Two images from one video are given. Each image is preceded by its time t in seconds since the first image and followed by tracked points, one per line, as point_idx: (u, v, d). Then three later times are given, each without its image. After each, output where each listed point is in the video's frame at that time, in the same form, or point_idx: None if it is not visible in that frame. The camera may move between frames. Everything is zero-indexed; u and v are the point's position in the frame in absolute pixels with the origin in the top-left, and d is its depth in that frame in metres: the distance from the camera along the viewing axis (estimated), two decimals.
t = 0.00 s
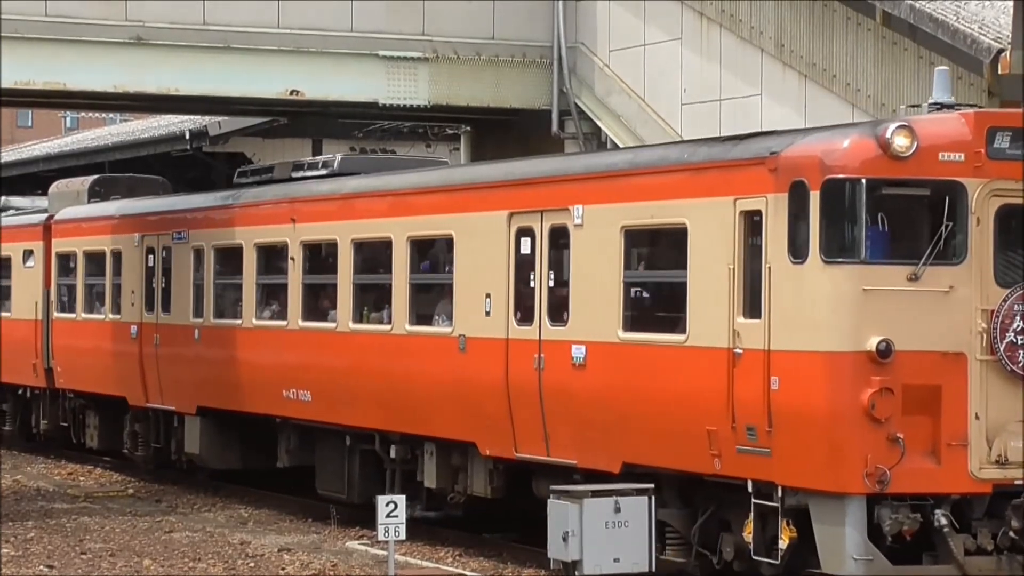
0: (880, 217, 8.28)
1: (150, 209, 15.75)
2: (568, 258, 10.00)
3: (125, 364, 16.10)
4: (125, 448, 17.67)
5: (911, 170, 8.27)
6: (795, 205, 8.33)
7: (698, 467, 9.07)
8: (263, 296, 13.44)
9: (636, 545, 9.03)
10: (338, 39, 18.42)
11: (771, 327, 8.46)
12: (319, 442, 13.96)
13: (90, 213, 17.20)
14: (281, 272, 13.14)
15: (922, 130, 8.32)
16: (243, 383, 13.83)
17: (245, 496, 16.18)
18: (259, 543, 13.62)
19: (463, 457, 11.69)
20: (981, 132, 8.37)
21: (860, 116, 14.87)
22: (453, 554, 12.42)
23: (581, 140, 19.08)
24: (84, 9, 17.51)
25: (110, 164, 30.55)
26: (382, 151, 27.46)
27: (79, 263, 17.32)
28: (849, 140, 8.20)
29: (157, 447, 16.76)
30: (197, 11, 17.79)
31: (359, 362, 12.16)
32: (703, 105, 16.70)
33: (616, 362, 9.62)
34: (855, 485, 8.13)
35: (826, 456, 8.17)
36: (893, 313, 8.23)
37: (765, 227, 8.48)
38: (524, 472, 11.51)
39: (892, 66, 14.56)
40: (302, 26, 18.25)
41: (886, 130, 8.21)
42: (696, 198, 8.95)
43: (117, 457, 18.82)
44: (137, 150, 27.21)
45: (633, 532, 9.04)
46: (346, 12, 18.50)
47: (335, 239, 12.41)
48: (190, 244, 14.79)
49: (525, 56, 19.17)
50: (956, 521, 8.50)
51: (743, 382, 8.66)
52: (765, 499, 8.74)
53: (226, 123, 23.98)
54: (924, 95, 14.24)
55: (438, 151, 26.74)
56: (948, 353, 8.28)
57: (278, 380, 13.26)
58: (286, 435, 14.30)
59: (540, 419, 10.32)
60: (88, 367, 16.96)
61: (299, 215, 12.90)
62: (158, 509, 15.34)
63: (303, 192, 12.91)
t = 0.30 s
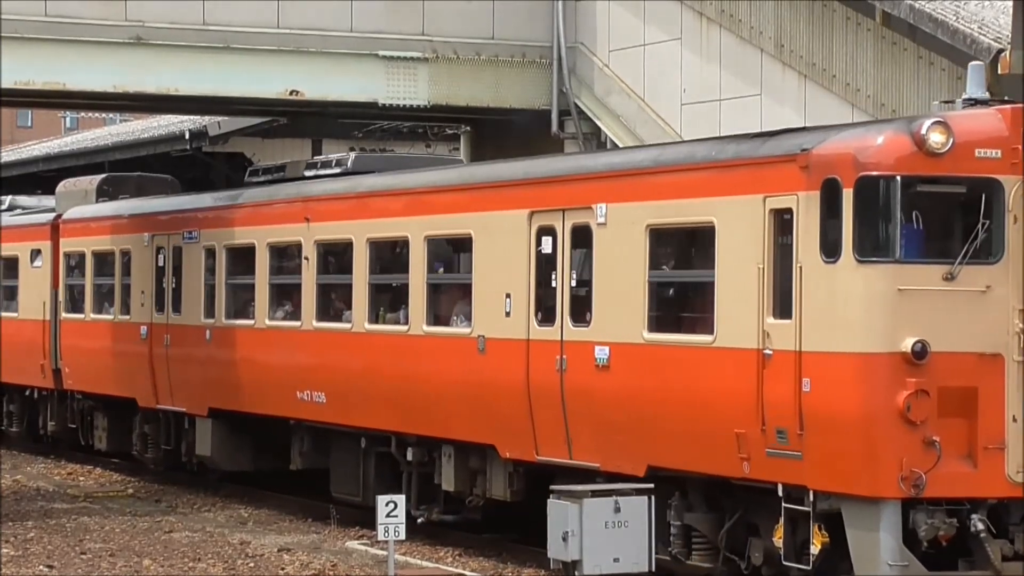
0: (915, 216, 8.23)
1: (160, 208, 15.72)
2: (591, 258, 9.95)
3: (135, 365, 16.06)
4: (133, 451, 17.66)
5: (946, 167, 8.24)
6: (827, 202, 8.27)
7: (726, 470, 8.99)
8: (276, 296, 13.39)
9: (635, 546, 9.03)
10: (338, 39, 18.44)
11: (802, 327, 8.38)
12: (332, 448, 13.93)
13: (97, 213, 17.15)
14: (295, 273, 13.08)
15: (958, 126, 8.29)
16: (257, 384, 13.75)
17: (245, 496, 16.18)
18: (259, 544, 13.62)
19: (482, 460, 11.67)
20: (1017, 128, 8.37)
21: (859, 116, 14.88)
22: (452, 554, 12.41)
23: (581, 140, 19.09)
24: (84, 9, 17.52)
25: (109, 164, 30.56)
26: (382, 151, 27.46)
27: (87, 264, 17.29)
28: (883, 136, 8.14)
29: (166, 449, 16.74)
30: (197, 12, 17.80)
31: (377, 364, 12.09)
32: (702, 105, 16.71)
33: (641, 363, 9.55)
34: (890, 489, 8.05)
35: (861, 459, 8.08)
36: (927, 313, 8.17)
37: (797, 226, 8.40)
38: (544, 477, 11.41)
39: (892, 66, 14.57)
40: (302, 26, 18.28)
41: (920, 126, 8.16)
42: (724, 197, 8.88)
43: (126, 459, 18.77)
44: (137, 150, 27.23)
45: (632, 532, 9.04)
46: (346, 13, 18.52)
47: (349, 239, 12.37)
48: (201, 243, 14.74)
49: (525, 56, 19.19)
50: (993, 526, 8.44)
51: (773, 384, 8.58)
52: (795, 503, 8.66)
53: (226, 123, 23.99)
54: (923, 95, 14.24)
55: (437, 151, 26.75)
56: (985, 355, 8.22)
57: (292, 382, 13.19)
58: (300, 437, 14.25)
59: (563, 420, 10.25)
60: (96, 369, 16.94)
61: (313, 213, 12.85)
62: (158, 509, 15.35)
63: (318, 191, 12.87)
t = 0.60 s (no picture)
0: (953, 214, 8.09)
1: (170, 208, 15.68)
2: (616, 256, 9.81)
3: (145, 365, 16.01)
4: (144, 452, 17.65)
5: (986, 163, 8.10)
6: (863, 200, 8.12)
7: (757, 475, 8.83)
8: (290, 296, 13.30)
9: (634, 546, 9.04)
10: (337, 39, 18.47)
11: (837, 328, 8.23)
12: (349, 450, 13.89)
13: (106, 212, 17.12)
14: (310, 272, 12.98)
15: (997, 121, 8.14)
16: (273, 385, 13.62)
17: (245, 496, 16.18)
18: (259, 543, 13.62)
19: (503, 463, 11.57)
20: None
21: (859, 116, 14.87)
22: (452, 554, 12.38)
23: (581, 140, 19.07)
24: (84, 9, 17.55)
25: (110, 163, 30.58)
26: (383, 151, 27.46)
27: (96, 262, 17.25)
28: (922, 132, 7.99)
29: (178, 451, 16.73)
30: (196, 11, 17.84)
31: (395, 364, 11.96)
32: (702, 105, 16.71)
33: (668, 364, 9.39)
34: (929, 494, 7.92)
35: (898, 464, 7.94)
36: (966, 313, 8.01)
37: (833, 223, 8.26)
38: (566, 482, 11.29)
39: (892, 66, 14.56)
40: (303, 26, 18.32)
41: (959, 121, 8.01)
42: (756, 194, 8.73)
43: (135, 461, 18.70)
44: (138, 150, 27.25)
45: (632, 532, 9.06)
46: (346, 12, 18.54)
47: (366, 238, 12.26)
48: (213, 243, 14.66)
49: (526, 56, 19.21)
50: None
51: (806, 385, 8.42)
52: (829, 508, 8.51)
53: (226, 123, 23.99)
54: (923, 96, 14.24)
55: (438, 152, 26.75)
56: None
57: (308, 384, 13.07)
58: (315, 439, 14.20)
59: (586, 423, 10.09)
60: (106, 369, 16.91)
61: (329, 213, 12.72)
62: (158, 509, 15.34)
63: (334, 190, 12.72)
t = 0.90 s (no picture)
0: (995, 212, 8.01)
1: (183, 207, 15.65)
2: (643, 256, 9.75)
3: (156, 365, 15.98)
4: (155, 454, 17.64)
5: None
6: (902, 199, 8.05)
7: (791, 480, 8.76)
8: (306, 296, 13.27)
9: (634, 545, 9.06)
10: (336, 39, 18.47)
11: (875, 329, 8.15)
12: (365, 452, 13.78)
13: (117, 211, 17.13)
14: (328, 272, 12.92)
15: None
16: (291, 387, 13.55)
17: (245, 496, 16.21)
18: (259, 543, 13.63)
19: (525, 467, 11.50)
20: None
21: (859, 115, 14.87)
22: (452, 554, 12.37)
23: (581, 140, 19.06)
24: (83, 10, 17.56)
25: (110, 164, 30.61)
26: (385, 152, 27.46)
27: (107, 262, 17.23)
28: (964, 128, 7.90)
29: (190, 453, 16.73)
30: (196, 11, 17.86)
31: (417, 365, 11.88)
32: (702, 106, 16.70)
33: (699, 365, 9.30)
34: (971, 500, 7.87)
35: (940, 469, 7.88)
36: (1006, 314, 7.93)
37: (870, 221, 8.19)
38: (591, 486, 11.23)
39: (892, 66, 14.56)
40: (302, 27, 18.31)
41: (1002, 117, 7.97)
42: (789, 191, 8.64)
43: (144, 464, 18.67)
44: (137, 150, 27.27)
45: (632, 532, 9.06)
46: (347, 12, 18.55)
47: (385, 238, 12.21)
48: (227, 242, 14.61)
49: (526, 56, 19.22)
50: None
51: (843, 387, 8.35)
52: (865, 513, 8.51)
53: (226, 124, 24.00)
54: (923, 95, 14.24)
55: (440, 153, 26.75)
56: None
57: (325, 386, 13.03)
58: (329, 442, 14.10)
59: (613, 426, 10.02)
60: (116, 371, 16.91)
61: (347, 211, 12.67)
62: (158, 510, 15.35)
63: (352, 188, 12.67)
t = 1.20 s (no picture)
0: None
1: (195, 207, 15.62)
2: (671, 256, 9.69)
3: (168, 365, 15.95)
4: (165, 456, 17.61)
5: None
6: (945, 196, 7.99)
7: (829, 484, 8.69)
8: (321, 297, 13.24)
9: (633, 546, 9.05)
10: (336, 39, 18.48)
11: (916, 330, 8.09)
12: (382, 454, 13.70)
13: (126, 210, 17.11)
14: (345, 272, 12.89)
15: None
16: (308, 389, 13.48)
17: (243, 496, 16.22)
18: (259, 543, 13.62)
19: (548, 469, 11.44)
20: None
21: (859, 115, 14.90)
22: (452, 554, 12.38)
23: (581, 140, 19.06)
24: (83, 9, 17.56)
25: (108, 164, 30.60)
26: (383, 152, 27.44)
27: (116, 263, 17.19)
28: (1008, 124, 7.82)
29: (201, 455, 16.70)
30: (197, 11, 17.87)
31: (438, 367, 11.83)
32: (703, 106, 16.72)
33: (733, 367, 9.24)
34: (1016, 505, 7.74)
35: (984, 473, 7.78)
36: None
37: (910, 221, 8.14)
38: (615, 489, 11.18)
39: (892, 66, 14.58)
40: (303, 27, 18.31)
41: None
42: (824, 189, 8.60)
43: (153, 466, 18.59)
44: (137, 151, 27.26)
45: (632, 532, 9.04)
46: (347, 12, 18.55)
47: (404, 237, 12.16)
48: (240, 242, 14.56)
49: (525, 56, 19.24)
50: None
51: (882, 389, 8.28)
52: (905, 518, 8.38)
53: (227, 124, 23.99)
54: (923, 94, 14.26)
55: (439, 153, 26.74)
56: None
57: (342, 387, 13.00)
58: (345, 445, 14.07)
59: (641, 429, 9.96)
60: (126, 371, 16.88)
61: (365, 210, 12.63)
62: (158, 510, 15.33)
63: (370, 187, 12.64)
